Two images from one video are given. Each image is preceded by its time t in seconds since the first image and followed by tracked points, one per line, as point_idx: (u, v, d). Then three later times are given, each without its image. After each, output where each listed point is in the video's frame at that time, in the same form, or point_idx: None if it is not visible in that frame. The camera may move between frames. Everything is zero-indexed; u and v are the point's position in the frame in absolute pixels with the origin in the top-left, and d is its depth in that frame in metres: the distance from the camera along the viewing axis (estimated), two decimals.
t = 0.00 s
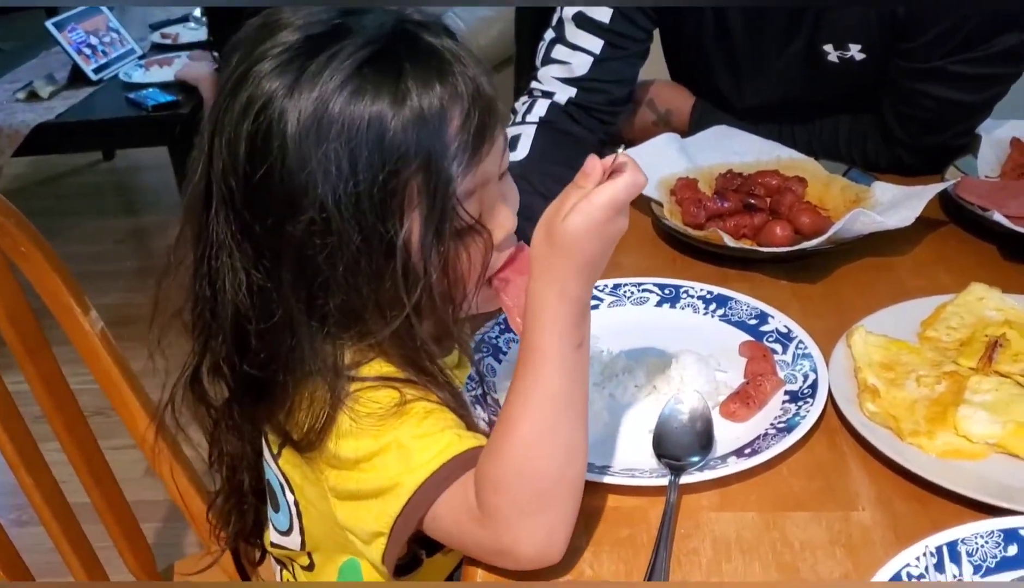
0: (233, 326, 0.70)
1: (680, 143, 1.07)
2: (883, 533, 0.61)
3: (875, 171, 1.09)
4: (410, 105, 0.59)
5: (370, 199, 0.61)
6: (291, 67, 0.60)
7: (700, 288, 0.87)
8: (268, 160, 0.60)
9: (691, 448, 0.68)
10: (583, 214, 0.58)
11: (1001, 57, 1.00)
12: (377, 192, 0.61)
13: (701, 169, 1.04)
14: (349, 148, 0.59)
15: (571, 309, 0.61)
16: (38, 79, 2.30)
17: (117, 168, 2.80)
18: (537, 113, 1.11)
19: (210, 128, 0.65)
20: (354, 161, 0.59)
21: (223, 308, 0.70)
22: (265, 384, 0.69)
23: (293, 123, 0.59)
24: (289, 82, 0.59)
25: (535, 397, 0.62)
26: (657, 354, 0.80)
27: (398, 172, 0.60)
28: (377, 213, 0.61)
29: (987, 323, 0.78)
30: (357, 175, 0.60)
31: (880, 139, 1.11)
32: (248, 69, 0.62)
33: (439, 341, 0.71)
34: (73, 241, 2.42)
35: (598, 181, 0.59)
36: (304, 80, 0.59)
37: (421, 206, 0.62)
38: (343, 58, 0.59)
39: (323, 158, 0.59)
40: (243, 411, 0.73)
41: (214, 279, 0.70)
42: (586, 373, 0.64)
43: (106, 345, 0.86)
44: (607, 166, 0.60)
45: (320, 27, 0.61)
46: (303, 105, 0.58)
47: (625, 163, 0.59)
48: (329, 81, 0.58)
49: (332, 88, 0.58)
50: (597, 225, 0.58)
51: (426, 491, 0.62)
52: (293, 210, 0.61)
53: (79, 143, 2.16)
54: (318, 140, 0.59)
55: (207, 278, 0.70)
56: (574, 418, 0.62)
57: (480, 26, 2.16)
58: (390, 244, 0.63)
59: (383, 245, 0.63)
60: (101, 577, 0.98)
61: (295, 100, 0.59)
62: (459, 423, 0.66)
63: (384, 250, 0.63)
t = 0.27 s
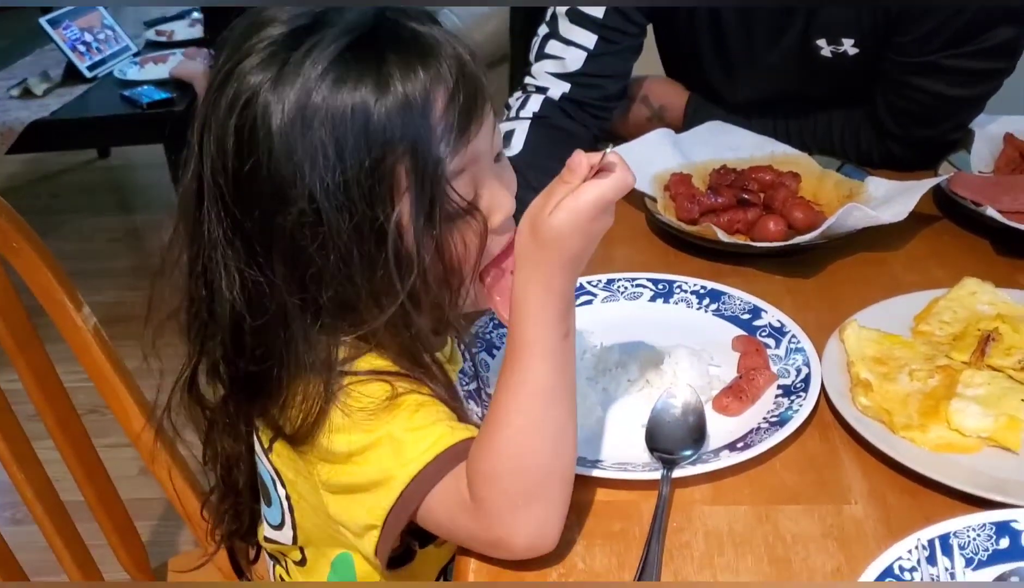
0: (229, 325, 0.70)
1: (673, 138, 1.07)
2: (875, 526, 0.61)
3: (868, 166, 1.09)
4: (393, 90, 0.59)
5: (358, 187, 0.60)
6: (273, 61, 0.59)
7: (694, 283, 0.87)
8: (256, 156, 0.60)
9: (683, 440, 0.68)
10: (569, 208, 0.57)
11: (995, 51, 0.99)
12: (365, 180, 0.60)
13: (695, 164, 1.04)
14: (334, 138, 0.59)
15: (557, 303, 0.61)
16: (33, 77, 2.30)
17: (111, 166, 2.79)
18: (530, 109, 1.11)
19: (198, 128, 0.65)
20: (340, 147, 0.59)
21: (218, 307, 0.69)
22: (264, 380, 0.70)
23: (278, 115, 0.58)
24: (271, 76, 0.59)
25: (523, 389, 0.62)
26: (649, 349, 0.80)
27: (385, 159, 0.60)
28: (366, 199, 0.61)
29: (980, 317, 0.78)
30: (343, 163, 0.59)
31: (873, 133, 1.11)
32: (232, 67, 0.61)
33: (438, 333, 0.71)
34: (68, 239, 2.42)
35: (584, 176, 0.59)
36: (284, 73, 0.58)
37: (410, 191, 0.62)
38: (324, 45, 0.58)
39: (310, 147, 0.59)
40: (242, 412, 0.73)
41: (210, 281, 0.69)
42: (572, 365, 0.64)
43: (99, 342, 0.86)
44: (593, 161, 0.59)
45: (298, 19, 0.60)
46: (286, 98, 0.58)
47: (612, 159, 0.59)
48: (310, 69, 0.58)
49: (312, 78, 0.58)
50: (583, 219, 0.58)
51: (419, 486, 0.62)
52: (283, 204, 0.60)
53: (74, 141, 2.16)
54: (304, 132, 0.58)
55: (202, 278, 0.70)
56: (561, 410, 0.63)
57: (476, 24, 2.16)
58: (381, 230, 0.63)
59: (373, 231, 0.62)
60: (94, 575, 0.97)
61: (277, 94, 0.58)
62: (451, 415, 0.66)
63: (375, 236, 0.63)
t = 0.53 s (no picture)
0: (222, 312, 0.69)
1: (671, 135, 1.07)
2: (873, 521, 0.61)
3: (866, 162, 1.09)
4: (403, 93, 0.58)
5: (362, 188, 0.60)
6: (280, 54, 0.58)
7: (692, 280, 0.87)
8: (259, 150, 0.59)
9: (683, 434, 0.68)
10: (559, 195, 0.57)
11: (992, 47, 0.99)
12: (370, 182, 0.60)
13: (693, 162, 1.04)
14: (342, 138, 0.58)
15: (556, 290, 0.61)
16: (30, 75, 2.30)
17: (109, 165, 2.79)
18: (528, 106, 1.11)
19: (196, 114, 0.63)
20: (347, 149, 0.58)
21: (211, 296, 0.69)
22: (257, 370, 0.69)
23: (285, 113, 0.58)
24: (279, 70, 0.58)
25: (519, 381, 0.62)
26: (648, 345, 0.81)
27: (390, 162, 0.60)
28: (371, 201, 0.61)
29: (978, 314, 0.78)
30: (351, 164, 0.59)
31: (871, 129, 1.11)
32: (235, 55, 0.60)
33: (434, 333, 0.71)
34: (66, 238, 2.42)
35: (573, 163, 0.58)
36: (293, 69, 0.58)
37: (413, 194, 0.61)
38: (335, 46, 0.58)
39: (317, 147, 0.58)
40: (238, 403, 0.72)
41: (201, 266, 0.68)
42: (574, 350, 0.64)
43: (98, 338, 0.86)
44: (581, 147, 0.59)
45: (307, 13, 0.59)
46: (294, 95, 0.57)
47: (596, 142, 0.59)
48: (321, 69, 0.57)
49: (323, 78, 0.57)
50: (573, 206, 0.57)
51: (426, 481, 0.62)
52: (286, 199, 0.60)
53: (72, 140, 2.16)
54: (311, 129, 0.58)
55: (194, 266, 0.69)
56: (561, 397, 0.63)
57: (475, 23, 2.16)
58: (382, 232, 0.62)
59: (376, 233, 0.62)
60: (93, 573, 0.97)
61: (286, 90, 0.57)
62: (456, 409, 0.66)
63: (377, 238, 0.62)
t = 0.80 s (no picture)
0: (217, 309, 0.69)
1: (670, 132, 1.07)
2: (873, 518, 0.61)
3: (864, 160, 1.09)
4: (399, 88, 0.58)
5: (358, 184, 0.60)
6: (274, 50, 0.58)
7: (690, 277, 0.87)
8: (254, 146, 0.59)
9: (683, 431, 0.68)
10: (550, 207, 0.57)
11: (989, 45, 1.00)
12: (366, 177, 0.60)
13: (692, 159, 1.04)
14: (338, 134, 0.58)
15: (546, 298, 0.61)
16: (29, 74, 2.30)
17: (108, 163, 2.79)
18: (527, 104, 1.11)
19: (189, 112, 0.63)
20: (343, 144, 0.58)
21: (207, 294, 0.69)
22: (251, 368, 0.69)
23: (280, 108, 0.57)
24: (273, 66, 0.58)
25: (509, 386, 0.62)
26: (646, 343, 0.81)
27: (386, 158, 0.60)
28: (367, 196, 0.61)
29: (977, 311, 0.78)
30: (347, 160, 0.59)
31: (869, 126, 1.11)
32: (228, 52, 0.60)
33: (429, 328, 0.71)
34: (64, 237, 2.41)
35: (564, 174, 0.57)
36: (288, 65, 0.57)
37: (409, 190, 0.61)
38: (330, 42, 0.57)
39: (313, 142, 0.58)
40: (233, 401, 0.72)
41: (197, 263, 0.68)
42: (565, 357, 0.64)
43: (96, 337, 0.86)
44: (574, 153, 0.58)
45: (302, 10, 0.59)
46: (289, 91, 0.57)
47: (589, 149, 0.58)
48: (316, 64, 0.57)
49: (318, 74, 0.57)
50: (565, 215, 0.57)
51: (416, 486, 0.62)
52: (282, 195, 0.60)
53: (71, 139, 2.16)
54: (306, 125, 0.58)
55: (189, 263, 0.69)
56: (552, 403, 0.63)
57: (473, 22, 2.16)
58: (380, 228, 0.62)
59: (372, 229, 0.62)
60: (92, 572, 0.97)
61: (281, 86, 0.57)
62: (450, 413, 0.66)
63: (374, 233, 0.62)
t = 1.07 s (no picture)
0: (221, 317, 0.69)
1: (669, 134, 1.07)
2: (872, 520, 0.62)
3: (863, 162, 1.09)
4: (408, 100, 0.59)
5: (365, 196, 0.60)
6: (283, 61, 0.58)
7: (690, 279, 0.87)
8: (261, 156, 0.59)
9: (685, 434, 0.68)
10: (549, 226, 0.58)
11: (987, 45, 0.99)
12: (373, 189, 0.60)
13: (691, 161, 1.04)
14: (346, 145, 0.58)
15: (545, 314, 0.62)
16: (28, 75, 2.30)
17: (107, 164, 2.79)
18: (527, 106, 1.11)
19: (196, 120, 0.63)
20: (351, 155, 0.59)
21: (210, 302, 0.69)
22: (252, 377, 0.69)
23: (289, 118, 0.58)
24: (282, 77, 0.58)
25: (510, 402, 0.63)
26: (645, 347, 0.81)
27: (394, 170, 0.60)
28: (374, 208, 0.61)
29: (975, 312, 0.79)
30: (354, 172, 0.59)
31: (868, 125, 1.11)
32: (236, 62, 0.60)
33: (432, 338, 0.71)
34: (64, 238, 2.42)
35: (563, 193, 0.59)
36: (297, 76, 0.58)
37: (416, 202, 0.62)
38: (340, 53, 0.58)
39: (321, 154, 0.58)
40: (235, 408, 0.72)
41: (200, 273, 0.69)
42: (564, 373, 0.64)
43: (96, 339, 0.86)
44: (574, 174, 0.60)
45: (311, 20, 0.60)
46: (299, 101, 0.57)
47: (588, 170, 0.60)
48: (326, 75, 0.57)
49: (328, 85, 0.57)
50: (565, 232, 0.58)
51: (417, 499, 0.62)
52: (288, 206, 0.60)
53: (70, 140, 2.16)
54: (314, 136, 0.58)
55: (193, 270, 0.69)
56: (552, 419, 0.63)
57: (472, 22, 2.16)
58: (386, 240, 0.63)
59: (379, 241, 0.62)
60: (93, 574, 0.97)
61: (290, 96, 0.58)
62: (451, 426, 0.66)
63: (380, 246, 0.63)
